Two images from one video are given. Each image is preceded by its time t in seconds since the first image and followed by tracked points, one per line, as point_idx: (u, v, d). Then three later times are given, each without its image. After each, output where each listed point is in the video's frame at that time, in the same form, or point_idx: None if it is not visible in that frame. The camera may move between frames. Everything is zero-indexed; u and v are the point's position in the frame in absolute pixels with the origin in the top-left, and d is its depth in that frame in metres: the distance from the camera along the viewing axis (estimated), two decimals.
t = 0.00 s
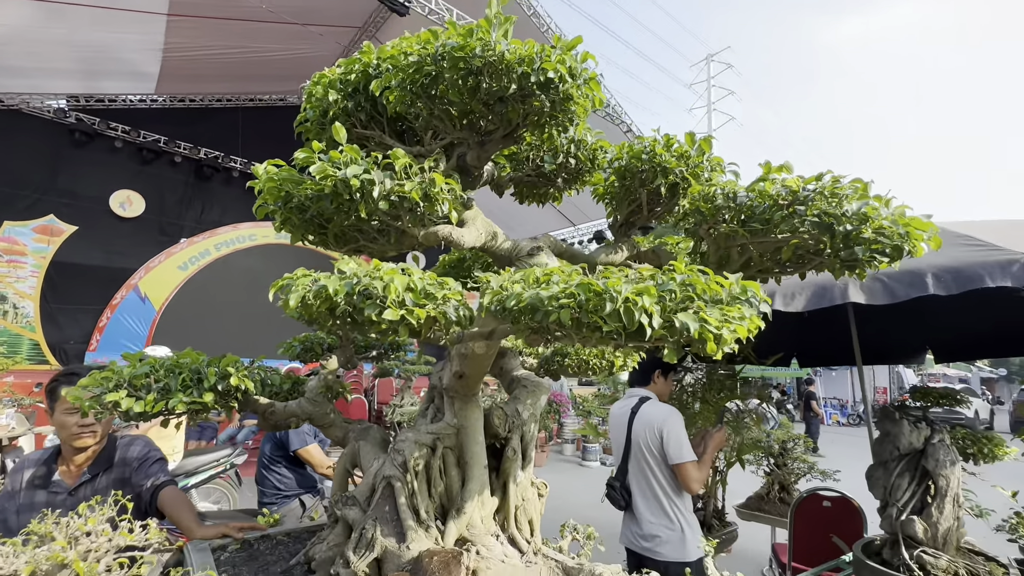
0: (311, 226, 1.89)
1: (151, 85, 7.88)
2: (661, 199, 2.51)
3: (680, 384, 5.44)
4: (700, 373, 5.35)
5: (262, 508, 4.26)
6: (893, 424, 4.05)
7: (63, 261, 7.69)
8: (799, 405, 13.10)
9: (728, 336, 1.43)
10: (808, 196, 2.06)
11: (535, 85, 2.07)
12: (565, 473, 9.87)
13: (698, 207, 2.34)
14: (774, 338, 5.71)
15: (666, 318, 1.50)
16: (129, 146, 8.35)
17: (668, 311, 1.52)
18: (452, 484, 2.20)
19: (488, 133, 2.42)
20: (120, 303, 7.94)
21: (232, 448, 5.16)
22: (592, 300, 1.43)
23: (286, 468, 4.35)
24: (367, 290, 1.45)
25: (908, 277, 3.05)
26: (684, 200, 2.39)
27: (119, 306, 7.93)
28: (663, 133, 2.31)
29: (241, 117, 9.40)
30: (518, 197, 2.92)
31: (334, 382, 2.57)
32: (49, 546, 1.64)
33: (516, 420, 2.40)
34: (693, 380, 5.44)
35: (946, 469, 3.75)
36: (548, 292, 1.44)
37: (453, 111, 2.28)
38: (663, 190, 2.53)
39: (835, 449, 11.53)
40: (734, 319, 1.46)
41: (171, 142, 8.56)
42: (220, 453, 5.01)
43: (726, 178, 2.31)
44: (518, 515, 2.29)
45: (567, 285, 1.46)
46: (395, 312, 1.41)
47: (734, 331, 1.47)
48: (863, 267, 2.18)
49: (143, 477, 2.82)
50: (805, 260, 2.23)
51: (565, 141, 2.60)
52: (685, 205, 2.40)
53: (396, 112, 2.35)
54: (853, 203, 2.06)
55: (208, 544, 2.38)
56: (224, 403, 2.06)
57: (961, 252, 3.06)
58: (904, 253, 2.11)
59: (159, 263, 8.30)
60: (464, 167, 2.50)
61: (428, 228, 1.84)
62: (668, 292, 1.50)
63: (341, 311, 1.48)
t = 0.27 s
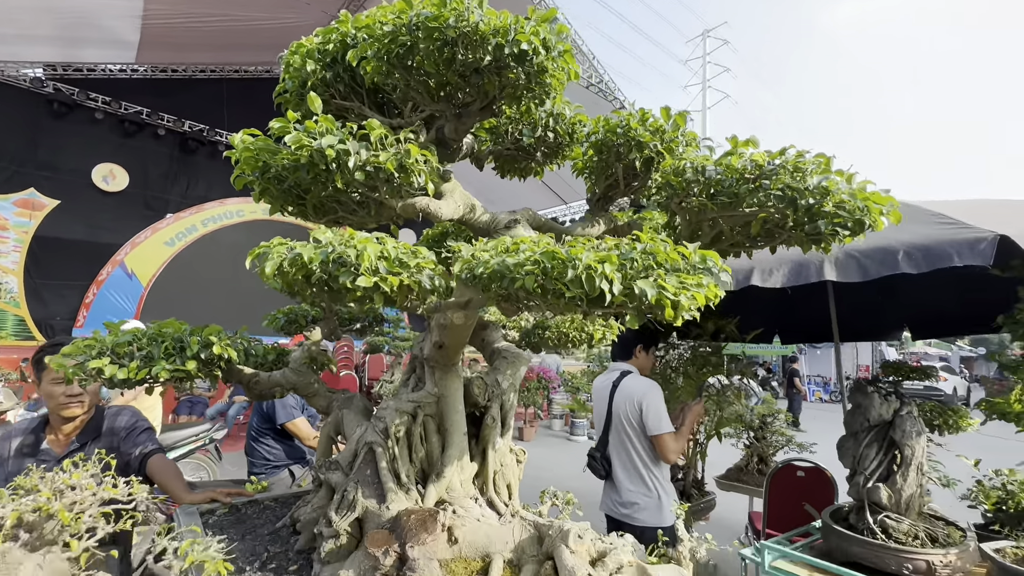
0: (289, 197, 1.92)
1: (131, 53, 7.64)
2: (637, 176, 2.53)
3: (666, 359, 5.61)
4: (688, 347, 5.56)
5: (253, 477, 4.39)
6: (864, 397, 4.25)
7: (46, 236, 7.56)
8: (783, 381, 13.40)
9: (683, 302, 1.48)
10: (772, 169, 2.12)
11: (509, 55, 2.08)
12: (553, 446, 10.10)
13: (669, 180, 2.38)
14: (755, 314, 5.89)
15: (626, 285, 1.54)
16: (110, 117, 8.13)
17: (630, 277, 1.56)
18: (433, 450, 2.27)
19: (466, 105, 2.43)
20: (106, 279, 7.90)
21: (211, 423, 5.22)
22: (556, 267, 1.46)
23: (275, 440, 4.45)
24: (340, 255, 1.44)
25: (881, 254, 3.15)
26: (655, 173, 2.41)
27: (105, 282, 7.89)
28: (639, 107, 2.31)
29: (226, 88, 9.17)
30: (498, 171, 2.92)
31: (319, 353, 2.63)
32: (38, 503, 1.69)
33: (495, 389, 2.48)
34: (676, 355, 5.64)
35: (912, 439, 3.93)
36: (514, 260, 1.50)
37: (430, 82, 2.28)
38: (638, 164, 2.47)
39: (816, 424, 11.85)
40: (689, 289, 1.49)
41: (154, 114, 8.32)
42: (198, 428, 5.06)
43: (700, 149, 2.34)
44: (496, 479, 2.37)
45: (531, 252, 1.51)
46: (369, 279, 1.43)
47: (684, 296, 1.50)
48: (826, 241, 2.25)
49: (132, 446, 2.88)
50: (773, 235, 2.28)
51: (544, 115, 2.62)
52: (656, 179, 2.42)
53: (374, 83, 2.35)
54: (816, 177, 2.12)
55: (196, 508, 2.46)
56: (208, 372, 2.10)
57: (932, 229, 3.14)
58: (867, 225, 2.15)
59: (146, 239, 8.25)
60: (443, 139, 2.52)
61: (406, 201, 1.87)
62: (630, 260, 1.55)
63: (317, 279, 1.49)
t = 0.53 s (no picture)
0: (258, 145, 1.95)
1: (102, 6, 7.28)
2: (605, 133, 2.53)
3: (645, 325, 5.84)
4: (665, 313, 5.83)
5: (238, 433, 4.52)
6: (831, 358, 4.41)
7: (22, 200, 7.12)
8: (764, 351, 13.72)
9: (631, 245, 1.41)
10: (728, 120, 2.12)
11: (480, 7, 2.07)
12: (538, 412, 10.32)
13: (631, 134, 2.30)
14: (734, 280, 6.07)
15: (574, 227, 1.47)
16: (85, 77, 7.64)
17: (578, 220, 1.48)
18: (406, 399, 2.36)
19: (434, 56, 2.44)
20: (88, 246, 7.36)
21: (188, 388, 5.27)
22: (505, 209, 1.46)
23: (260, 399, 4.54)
24: (303, 197, 1.41)
25: (849, 218, 3.24)
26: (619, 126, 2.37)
27: (87, 248, 7.35)
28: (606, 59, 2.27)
29: (205, 47, 8.81)
30: (473, 127, 2.95)
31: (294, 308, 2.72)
32: (15, 431, 1.74)
33: (468, 342, 2.56)
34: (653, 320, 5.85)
35: (873, 397, 4.12)
36: (466, 200, 1.52)
37: (398, 33, 2.27)
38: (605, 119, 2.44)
39: (794, 391, 12.23)
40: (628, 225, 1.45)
41: (131, 74, 7.84)
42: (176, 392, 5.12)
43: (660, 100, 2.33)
44: (468, 427, 2.48)
45: (483, 193, 1.51)
46: (331, 223, 1.43)
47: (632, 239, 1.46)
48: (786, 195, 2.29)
49: (115, 398, 2.94)
50: (732, 189, 2.31)
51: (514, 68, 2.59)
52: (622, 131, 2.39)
53: (343, 33, 2.37)
54: (768, 128, 2.08)
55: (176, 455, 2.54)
56: (183, 321, 2.14)
57: (900, 193, 3.21)
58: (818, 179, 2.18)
59: (128, 204, 7.65)
60: (413, 91, 2.56)
61: (373, 149, 1.89)
62: (578, 205, 1.48)
63: (282, 223, 1.49)
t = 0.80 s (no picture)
0: (213, 69, 1.94)
1: None
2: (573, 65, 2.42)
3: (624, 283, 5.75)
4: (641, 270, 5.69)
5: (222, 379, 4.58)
6: (801, 307, 4.58)
7: None
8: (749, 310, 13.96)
9: (575, 159, 1.28)
10: (684, 41, 2.12)
11: None
12: (525, 367, 10.52)
13: (590, 59, 2.31)
14: (716, 232, 6.11)
15: (518, 140, 1.28)
16: (51, 21, 6.88)
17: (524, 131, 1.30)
18: (375, 332, 2.42)
19: None
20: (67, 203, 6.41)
21: (169, 338, 5.32)
22: (443, 116, 1.26)
23: (242, 347, 4.59)
24: (248, 112, 1.40)
25: (822, 164, 3.25)
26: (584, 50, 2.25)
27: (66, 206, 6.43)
28: None
29: None
30: (442, 61, 2.77)
31: (264, 246, 2.73)
32: None
33: (438, 280, 2.60)
34: (636, 274, 5.76)
35: (838, 343, 4.28)
36: (399, 106, 1.39)
37: None
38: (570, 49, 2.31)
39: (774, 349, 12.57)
40: (575, 132, 1.30)
41: (101, 18, 7.09)
42: (157, 344, 5.18)
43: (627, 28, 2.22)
44: (437, 361, 2.55)
45: (427, 101, 1.32)
46: (279, 136, 1.39)
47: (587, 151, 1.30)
48: (749, 126, 2.24)
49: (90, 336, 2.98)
50: (694, 120, 2.33)
51: None
52: (584, 57, 2.31)
53: None
54: (723, 49, 2.12)
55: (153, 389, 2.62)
56: (147, 252, 2.14)
57: (874, 138, 3.22)
58: (774, 106, 2.08)
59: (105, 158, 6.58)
60: (374, 16, 2.49)
61: (331, 75, 1.88)
62: (522, 118, 1.31)
63: (231, 140, 1.45)
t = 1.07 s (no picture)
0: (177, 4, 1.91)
1: None
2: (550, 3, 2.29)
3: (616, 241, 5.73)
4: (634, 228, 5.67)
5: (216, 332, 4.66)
6: (789, 263, 4.61)
7: None
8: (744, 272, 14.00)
9: (537, 93, 1.28)
10: None
11: None
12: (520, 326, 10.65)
13: None
14: (710, 189, 6.05)
15: (477, 72, 1.27)
16: None
17: (485, 64, 1.29)
18: (357, 280, 2.45)
19: None
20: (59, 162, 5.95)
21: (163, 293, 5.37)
22: (402, 47, 1.27)
23: (235, 301, 4.64)
24: (208, 46, 1.37)
25: (812, 114, 3.20)
26: None
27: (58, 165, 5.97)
28: None
29: None
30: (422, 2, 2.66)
31: (246, 194, 2.74)
32: None
33: (419, 229, 2.62)
34: (629, 232, 5.73)
35: (822, 298, 4.33)
36: (359, 38, 1.36)
37: None
38: None
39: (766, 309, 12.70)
40: (536, 66, 1.29)
41: None
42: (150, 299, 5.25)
43: None
44: (419, 308, 2.60)
45: (386, 31, 1.31)
46: (240, 70, 1.37)
47: (546, 78, 1.31)
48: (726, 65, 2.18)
49: (80, 284, 3.03)
50: (672, 61, 2.28)
51: None
52: None
53: None
54: None
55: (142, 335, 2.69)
56: (126, 196, 2.16)
57: (866, 88, 3.15)
58: (751, 45, 2.03)
59: (95, 113, 6.03)
60: None
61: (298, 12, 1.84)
62: (482, 51, 1.30)
63: (192, 75, 1.43)
